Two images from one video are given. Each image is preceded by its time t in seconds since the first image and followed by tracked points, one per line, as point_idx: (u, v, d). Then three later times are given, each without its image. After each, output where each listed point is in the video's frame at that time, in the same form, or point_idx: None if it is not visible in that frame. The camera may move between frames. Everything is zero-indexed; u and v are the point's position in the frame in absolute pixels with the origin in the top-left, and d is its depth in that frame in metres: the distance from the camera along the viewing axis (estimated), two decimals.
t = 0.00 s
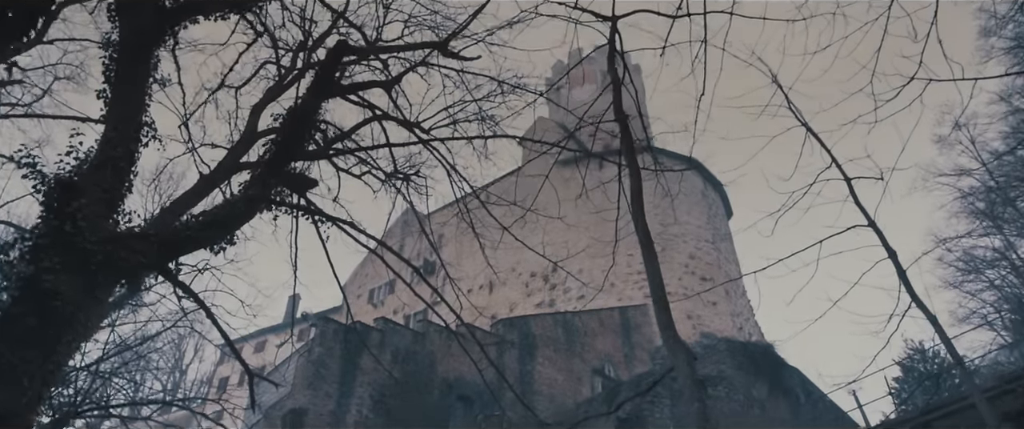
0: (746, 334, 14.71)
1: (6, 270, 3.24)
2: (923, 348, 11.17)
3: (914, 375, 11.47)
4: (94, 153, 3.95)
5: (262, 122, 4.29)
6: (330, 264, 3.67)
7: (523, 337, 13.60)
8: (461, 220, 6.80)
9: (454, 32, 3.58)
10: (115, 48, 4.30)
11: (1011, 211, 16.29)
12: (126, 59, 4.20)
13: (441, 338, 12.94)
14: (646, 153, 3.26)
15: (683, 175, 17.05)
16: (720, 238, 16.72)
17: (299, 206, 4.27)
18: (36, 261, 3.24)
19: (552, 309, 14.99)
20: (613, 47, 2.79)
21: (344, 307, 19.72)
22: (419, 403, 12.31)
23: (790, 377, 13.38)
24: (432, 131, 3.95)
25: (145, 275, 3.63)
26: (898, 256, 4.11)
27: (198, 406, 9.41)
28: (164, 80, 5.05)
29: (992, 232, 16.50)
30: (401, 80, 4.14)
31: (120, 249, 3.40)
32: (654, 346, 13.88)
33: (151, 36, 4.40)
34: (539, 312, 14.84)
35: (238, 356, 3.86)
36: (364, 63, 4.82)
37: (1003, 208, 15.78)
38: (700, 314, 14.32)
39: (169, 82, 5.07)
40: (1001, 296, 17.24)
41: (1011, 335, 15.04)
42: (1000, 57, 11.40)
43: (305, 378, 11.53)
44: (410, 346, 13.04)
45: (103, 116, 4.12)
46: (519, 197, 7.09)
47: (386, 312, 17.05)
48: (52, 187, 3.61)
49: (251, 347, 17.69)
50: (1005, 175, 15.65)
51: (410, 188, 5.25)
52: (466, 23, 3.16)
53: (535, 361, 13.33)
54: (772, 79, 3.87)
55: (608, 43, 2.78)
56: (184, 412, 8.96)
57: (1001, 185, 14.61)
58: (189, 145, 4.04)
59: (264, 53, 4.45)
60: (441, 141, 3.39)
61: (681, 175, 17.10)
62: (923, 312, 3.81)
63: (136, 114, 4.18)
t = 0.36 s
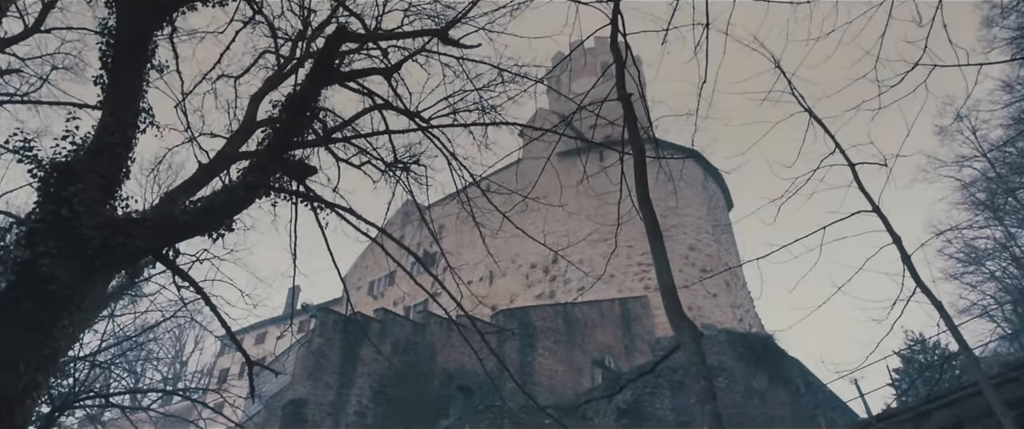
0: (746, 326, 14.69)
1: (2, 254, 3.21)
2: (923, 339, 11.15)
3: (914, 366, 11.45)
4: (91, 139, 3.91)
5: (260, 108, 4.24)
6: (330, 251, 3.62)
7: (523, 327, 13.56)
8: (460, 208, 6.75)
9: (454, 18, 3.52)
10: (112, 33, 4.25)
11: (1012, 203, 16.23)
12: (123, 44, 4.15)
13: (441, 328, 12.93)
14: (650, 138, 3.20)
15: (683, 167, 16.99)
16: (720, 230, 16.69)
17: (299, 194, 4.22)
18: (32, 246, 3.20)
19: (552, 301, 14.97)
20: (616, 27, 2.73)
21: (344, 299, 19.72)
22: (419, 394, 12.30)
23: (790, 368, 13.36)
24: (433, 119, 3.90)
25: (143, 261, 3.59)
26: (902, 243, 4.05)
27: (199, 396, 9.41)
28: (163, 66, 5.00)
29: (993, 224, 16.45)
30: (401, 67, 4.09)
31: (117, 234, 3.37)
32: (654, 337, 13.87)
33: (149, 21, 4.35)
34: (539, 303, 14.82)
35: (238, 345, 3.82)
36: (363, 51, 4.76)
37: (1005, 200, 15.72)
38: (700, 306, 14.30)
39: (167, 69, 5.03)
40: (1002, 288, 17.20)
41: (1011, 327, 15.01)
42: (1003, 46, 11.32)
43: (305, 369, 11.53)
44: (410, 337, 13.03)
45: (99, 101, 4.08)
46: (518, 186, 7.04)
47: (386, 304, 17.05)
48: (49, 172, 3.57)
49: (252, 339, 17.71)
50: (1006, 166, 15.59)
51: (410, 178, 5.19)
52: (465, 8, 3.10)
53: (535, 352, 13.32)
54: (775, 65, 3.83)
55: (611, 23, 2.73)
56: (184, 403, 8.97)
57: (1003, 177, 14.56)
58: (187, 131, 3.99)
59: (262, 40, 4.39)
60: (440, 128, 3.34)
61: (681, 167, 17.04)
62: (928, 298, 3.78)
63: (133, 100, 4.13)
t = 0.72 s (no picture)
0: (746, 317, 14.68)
1: None
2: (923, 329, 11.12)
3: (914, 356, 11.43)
4: (88, 123, 3.86)
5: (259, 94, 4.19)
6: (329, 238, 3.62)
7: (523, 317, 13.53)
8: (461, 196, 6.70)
9: (455, 4, 3.48)
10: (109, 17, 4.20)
11: (1014, 193, 16.15)
12: (119, 27, 4.09)
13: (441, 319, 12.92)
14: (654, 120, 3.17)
15: (683, 157, 16.93)
16: (720, 221, 16.65)
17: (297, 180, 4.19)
18: (28, 229, 3.16)
19: (552, 291, 14.95)
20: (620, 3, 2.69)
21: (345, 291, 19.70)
22: (419, 384, 12.30)
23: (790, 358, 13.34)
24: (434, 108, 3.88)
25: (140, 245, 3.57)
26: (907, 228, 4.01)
27: (199, 386, 9.41)
28: (159, 52, 4.94)
29: (994, 214, 16.39)
30: (401, 54, 4.05)
31: (114, 219, 3.34)
32: (654, 327, 13.85)
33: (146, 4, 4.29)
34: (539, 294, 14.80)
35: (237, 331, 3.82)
36: (363, 39, 4.71)
37: (1006, 190, 15.67)
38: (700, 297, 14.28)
39: (164, 54, 4.97)
40: (1003, 279, 17.16)
41: (1012, 317, 14.97)
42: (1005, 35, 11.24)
43: (306, 359, 11.52)
44: (410, 327, 13.02)
45: (97, 85, 4.03)
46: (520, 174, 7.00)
47: (386, 295, 17.03)
48: (45, 156, 3.53)
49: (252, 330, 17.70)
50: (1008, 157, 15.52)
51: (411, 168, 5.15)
52: None
53: (535, 342, 13.31)
54: (778, 50, 3.78)
55: None
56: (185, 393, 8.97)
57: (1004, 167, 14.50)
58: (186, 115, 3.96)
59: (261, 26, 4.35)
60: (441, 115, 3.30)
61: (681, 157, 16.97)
62: (933, 282, 3.73)
63: (130, 85, 4.08)
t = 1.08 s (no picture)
0: (746, 307, 14.69)
1: None
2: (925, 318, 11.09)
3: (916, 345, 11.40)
4: (85, 107, 3.80)
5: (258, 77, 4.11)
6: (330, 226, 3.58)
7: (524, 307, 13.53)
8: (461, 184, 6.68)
9: None
10: None
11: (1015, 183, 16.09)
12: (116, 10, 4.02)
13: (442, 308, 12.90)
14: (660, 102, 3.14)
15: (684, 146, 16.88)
16: (721, 211, 16.60)
17: (297, 166, 4.14)
18: (24, 213, 3.11)
19: (553, 281, 14.94)
20: None
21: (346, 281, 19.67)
22: (420, 373, 12.31)
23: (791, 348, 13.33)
24: (436, 96, 3.84)
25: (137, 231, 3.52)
26: (914, 211, 3.94)
27: (200, 375, 9.39)
28: (157, 36, 4.87)
29: (995, 204, 16.34)
30: (401, 40, 3.99)
31: (111, 203, 3.29)
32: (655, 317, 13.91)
33: None
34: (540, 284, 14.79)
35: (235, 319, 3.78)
36: (363, 25, 4.64)
37: (1007, 180, 15.62)
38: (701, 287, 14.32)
39: (162, 38, 4.90)
40: (1004, 268, 17.13)
41: (1013, 307, 14.95)
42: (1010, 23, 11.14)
43: (307, 348, 11.52)
44: (411, 316, 13.00)
45: (94, 68, 3.97)
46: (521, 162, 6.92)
47: (387, 284, 17.00)
48: (41, 140, 3.48)
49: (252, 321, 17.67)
50: (1010, 146, 15.46)
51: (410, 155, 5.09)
52: None
53: (536, 332, 13.33)
54: (784, 32, 3.72)
55: None
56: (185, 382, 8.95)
57: (1006, 157, 14.45)
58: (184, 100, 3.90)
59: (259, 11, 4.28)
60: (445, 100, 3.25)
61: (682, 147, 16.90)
62: (940, 267, 3.68)
63: (127, 69, 4.02)
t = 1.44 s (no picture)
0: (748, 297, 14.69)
1: None
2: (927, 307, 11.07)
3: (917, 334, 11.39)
4: (82, 90, 3.75)
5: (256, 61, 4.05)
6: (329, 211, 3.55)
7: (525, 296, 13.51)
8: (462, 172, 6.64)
9: None
10: None
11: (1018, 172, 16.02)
12: None
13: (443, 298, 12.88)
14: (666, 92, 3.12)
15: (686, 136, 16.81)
16: (723, 200, 16.54)
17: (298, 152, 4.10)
18: (20, 196, 3.06)
19: (554, 271, 14.93)
20: None
21: (347, 270, 19.64)
22: (422, 361, 12.32)
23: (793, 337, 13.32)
24: (437, 82, 3.79)
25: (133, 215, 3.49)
26: (921, 197, 3.89)
27: (202, 364, 9.42)
28: (156, 21, 4.81)
29: (998, 193, 16.28)
30: (402, 25, 3.93)
31: (108, 188, 3.26)
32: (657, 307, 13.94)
33: None
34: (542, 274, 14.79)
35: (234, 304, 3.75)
36: (363, 10, 4.57)
37: (1010, 169, 15.56)
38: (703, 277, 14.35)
39: (160, 22, 4.83)
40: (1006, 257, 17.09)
41: (1015, 297, 14.93)
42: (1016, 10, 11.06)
43: (308, 337, 11.53)
44: (413, 305, 12.99)
45: (90, 50, 3.91)
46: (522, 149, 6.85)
47: (388, 274, 16.98)
48: (37, 123, 3.43)
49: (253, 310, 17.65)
50: (1013, 135, 15.38)
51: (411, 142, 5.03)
52: None
53: (538, 321, 13.32)
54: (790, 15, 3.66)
55: None
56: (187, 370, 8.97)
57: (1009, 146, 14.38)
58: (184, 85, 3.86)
59: None
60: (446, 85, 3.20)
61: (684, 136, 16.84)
62: (948, 254, 3.64)
63: (125, 54, 3.97)
